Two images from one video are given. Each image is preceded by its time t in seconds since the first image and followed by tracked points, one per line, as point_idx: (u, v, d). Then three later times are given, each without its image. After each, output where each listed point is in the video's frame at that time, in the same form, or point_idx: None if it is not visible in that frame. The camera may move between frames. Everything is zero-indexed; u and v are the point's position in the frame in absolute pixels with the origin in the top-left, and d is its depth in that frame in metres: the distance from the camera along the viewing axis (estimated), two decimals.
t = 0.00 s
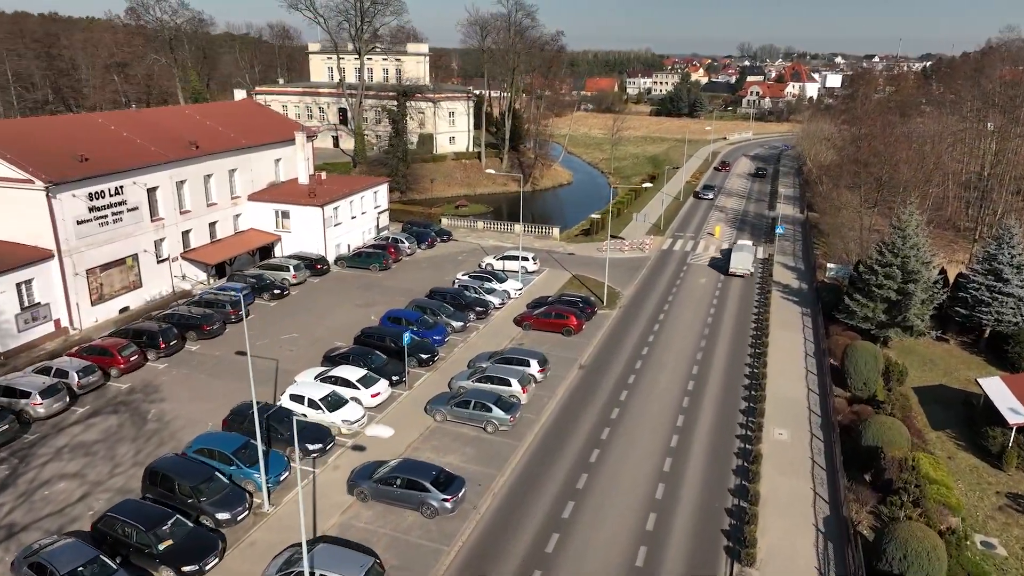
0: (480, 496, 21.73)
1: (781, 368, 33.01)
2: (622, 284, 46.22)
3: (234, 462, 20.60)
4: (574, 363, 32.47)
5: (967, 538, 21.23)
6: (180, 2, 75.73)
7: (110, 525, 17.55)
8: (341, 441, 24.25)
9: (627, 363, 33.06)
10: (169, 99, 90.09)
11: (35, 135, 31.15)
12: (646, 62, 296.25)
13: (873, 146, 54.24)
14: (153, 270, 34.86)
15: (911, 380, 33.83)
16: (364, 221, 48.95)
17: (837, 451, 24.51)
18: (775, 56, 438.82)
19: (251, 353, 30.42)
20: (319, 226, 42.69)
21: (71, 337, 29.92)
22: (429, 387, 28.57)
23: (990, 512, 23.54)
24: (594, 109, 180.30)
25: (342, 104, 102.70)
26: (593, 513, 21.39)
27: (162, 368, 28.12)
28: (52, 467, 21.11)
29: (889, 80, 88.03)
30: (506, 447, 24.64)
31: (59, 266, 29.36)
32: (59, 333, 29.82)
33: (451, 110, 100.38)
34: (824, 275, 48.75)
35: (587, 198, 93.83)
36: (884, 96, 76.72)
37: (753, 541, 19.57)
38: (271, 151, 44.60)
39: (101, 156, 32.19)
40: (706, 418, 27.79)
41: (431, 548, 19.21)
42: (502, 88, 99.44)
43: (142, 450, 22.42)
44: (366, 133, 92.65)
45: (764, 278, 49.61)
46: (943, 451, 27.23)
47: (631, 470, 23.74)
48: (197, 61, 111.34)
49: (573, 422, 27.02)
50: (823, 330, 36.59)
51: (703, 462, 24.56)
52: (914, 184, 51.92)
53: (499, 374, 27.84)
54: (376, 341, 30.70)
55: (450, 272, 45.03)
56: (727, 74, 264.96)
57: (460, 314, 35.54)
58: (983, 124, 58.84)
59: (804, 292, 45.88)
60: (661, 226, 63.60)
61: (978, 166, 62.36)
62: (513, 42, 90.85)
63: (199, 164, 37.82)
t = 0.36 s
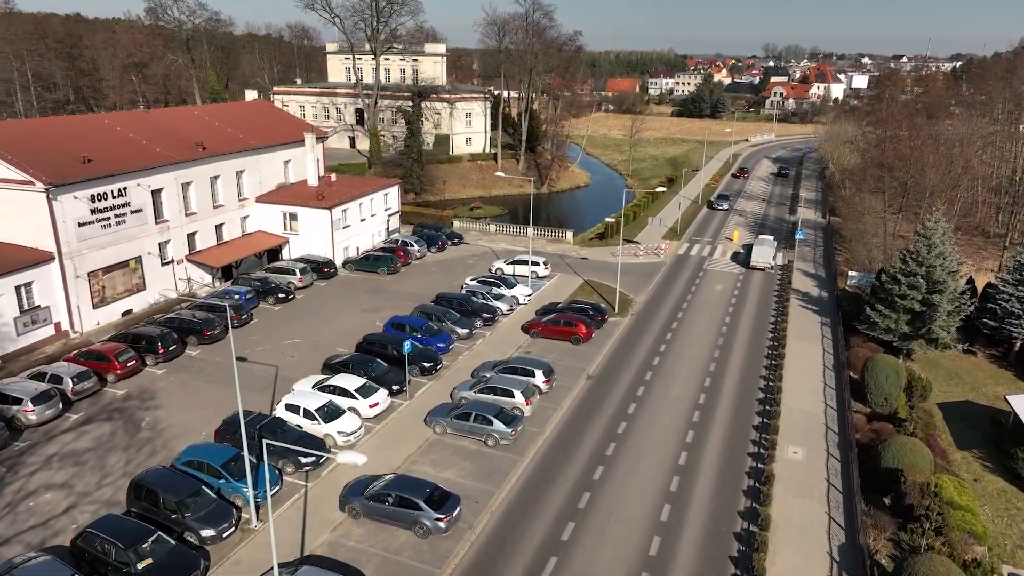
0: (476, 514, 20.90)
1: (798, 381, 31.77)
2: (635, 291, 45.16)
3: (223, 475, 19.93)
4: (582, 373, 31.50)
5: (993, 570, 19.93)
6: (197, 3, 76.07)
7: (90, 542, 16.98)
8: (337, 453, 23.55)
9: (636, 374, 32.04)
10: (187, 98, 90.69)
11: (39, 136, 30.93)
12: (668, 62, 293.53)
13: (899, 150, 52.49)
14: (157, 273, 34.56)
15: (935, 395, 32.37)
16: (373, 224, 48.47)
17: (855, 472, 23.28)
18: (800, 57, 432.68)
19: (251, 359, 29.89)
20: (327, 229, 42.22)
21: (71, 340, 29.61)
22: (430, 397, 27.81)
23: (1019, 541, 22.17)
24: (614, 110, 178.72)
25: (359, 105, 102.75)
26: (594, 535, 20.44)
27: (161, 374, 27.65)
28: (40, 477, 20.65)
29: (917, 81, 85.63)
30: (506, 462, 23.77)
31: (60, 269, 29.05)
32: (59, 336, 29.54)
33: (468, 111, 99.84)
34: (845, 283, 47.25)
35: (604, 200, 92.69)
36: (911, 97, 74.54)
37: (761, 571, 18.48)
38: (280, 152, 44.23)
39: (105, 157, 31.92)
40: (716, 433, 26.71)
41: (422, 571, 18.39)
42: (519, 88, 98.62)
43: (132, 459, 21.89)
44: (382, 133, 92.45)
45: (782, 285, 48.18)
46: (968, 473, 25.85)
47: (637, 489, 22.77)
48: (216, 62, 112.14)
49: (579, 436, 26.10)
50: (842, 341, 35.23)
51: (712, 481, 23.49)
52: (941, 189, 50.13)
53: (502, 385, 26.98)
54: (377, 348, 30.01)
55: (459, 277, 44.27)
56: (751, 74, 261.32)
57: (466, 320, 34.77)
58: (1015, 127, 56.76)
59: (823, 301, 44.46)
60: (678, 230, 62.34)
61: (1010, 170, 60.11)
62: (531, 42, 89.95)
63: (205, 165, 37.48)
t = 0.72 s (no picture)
0: (471, 533, 20.09)
1: (814, 394, 30.53)
2: (648, 297, 44.11)
3: (211, 488, 19.36)
4: (589, 384, 30.56)
5: None
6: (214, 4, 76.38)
7: (68, 558, 16.46)
8: (332, 465, 22.88)
9: (645, 385, 31.01)
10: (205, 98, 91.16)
11: (43, 137, 30.75)
12: (690, 63, 290.69)
13: (924, 154, 50.80)
14: (162, 275, 34.24)
15: (960, 411, 30.94)
16: (383, 226, 48.00)
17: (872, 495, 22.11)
18: (824, 58, 426.40)
19: (252, 364, 29.39)
20: (335, 231, 41.77)
21: (72, 343, 29.33)
22: (431, 407, 27.06)
23: None
24: (634, 111, 177.09)
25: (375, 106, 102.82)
26: (594, 557, 19.53)
27: (159, 379, 27.23)
28: (28, 486, 20.24)
29: (945, 82, 83.24)
30: (506, 478, 22.92)
31: (61, 271, 28.78)
32: (60, 339, 29.27)
33: (484, 112, 99.23)
34: (867, 291, 45.79)
35: (621, 203, 91.54)
36: (939, 99, 72.41)
37: None
38: (289, 154, 43.85)
39: (109, 159, 31.67)
40: (727, 450, 25.64)
41: None
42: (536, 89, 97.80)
43: (123, 469, 21.40)
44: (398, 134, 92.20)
45: (801, 292, 46.75)
46: (995, 496, 24.52)
47: (641, 509, 21.81)
48: (236, 63, 112.89)
49: (582, 450, 25.18)
50: (862, 354, 33.89)
51: (720, 501, 22.45)
52: (969, 195, 48.38)
53: (505, 396, 26.14)
54: (379, 356, 29.33)
55: (468, 281, 43.54)
56: (775, 75, 257.70)
57: (472, 327, 34.02)
58: None
59: (843, 309, 43.06)
60: (694, 235, 61.12)
61: None
62: (548, 42, 89.03)
63: (212, 167, 37.16)
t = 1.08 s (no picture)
0: (464, 555, 19.28)
1: (831, 409, 29.26)
2: (661, 304, 43.01)
3: (197, 503, 18.74)
4: (596, 395, 29.59)
5: None
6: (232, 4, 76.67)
7: None
8: (325, 478, 22.21)
9: (654, 398, 29.94)
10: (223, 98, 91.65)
11: (47, 138, 30.52)
12: (714, 64, 287.45)
13: (952, 158, 49.00)
14: (166, 278, 33.94)
15: (988, 430, 29.43)
16: (393, 229, 47.48)
17: (891, 521, 20.91)
18: (852, 59, 419.40)
19: (251, 370, 28.89)
20: (343, 234, 41.31)
21: (72, 347, 29.03)
22: (431, 418, 26.32)
23: None
24: (656, 112, 175.37)
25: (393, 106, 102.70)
26: None
27: (156, 385, 26.81)
28: (14, 496, 19.84)
29: (976, 83, 80.71)
30: (504, 495, 22.07)
31: (62, 274, 28.51)
32: (60, 342, 29.02)
33: (501, 113, 98.58)
34: (890, 300, 44.21)
35: (639, 205, 90.27)
36: (969, 101, 70.15)
37: None
38: (298, 155, 43.45)
39: (113, 160, 31.40)
40: (737, 468, 24.54)
41: None
42: (554, 90, 96.89)
43: (111, 479, 20.92)
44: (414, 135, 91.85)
45: (821, 301, 45.27)
46: None
47: (644, 531, 20.84)
48: (256, 63, 113.64)
49: (586, 466, 24.24)
50: (883, 367, 32.51)
51: (729, 524, 21.39)
52: (999, 201, 46.50)
53: (506, 408, 25.27)
54: (380, 364, 28.66)
55: (477, 286, 42.77)
56: (800, 76, 253.62)
57: (478, 334, 33.24)
58: None
59: (865, 319, 41.55)
60: (712, 240, 59.81)
61: None
62: (567, 42, 88.04)
63: (219, 168, 36.83)
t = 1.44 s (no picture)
0: None
1: (848, 425, 28.06)
2: (674, 311, 41.93)
3: (182, 517, 18.17)
4: (602, 407, 28.67)
5: None
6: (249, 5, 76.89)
7: None
8: (318, 491, 21.59)
9: (663, 410, 28.92)
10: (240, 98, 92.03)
11: (50, 139, 30.34)
12: (737, 65, 284.06)
13: (981, 162, 47.28)
14: (169, 280, 33.65)
15: (1015, 450, 28.01)
16: (402, 232, 46.98)
17: (908, 549, 19.76)
18: (878, 59, 412.44)
19: (250, 376, 28.42)
20: (350, 237, 40.86)
21: (72, 350, 28.78)
22: (431, 429, 25.62)
23: None
24: (676, 113, 173.48)
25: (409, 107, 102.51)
26: None
27: (153, 390, 26.42)
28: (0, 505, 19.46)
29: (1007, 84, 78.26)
30: (501, 512, 21.26)
31: (63, 276, 28.25)
32: (61, 345, 28.78)
33: (518, 114, 97.87)
34: (913, 310, 42.71)
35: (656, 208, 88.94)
36: (999, 103, 67.91)
37: None
38: (307, 156, 43.07)
39: (117, 161, 31.15)
40: (747, 488, 23.49)
41: None
42: (571, 90, 95.90)
43: (100, 489, 20.46)
44: (430, 136, 91.42)
45: (840, 309, 43.86)
46: None
47: (645, 554, 19.92)
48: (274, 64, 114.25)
49: (588, 483, 23.35)
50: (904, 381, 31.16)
51: (735, 548, 20.39)
52: None
53: (507, 420, 24.47)
54: (381, 371, 28.01)
55: (486, 291, 42.03)
56: (825, 77, 249.70)
57: (483, 341, 32.51)
58: None
59: (886, 329, 40.13)
60: (729, 245, 58.54)
61: None
62: (585, 42, 87.04)
63: (225, 170, 36.52)
